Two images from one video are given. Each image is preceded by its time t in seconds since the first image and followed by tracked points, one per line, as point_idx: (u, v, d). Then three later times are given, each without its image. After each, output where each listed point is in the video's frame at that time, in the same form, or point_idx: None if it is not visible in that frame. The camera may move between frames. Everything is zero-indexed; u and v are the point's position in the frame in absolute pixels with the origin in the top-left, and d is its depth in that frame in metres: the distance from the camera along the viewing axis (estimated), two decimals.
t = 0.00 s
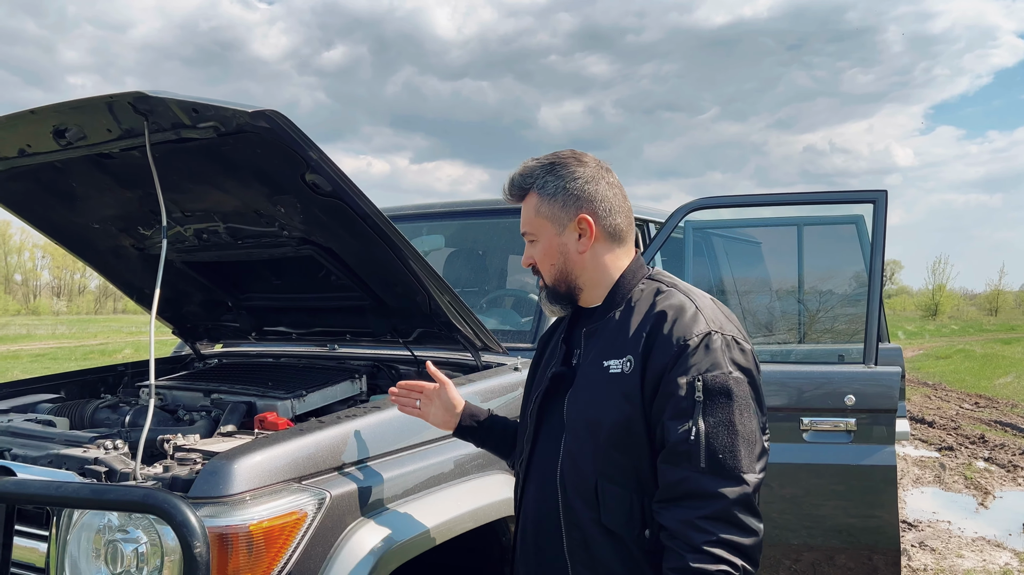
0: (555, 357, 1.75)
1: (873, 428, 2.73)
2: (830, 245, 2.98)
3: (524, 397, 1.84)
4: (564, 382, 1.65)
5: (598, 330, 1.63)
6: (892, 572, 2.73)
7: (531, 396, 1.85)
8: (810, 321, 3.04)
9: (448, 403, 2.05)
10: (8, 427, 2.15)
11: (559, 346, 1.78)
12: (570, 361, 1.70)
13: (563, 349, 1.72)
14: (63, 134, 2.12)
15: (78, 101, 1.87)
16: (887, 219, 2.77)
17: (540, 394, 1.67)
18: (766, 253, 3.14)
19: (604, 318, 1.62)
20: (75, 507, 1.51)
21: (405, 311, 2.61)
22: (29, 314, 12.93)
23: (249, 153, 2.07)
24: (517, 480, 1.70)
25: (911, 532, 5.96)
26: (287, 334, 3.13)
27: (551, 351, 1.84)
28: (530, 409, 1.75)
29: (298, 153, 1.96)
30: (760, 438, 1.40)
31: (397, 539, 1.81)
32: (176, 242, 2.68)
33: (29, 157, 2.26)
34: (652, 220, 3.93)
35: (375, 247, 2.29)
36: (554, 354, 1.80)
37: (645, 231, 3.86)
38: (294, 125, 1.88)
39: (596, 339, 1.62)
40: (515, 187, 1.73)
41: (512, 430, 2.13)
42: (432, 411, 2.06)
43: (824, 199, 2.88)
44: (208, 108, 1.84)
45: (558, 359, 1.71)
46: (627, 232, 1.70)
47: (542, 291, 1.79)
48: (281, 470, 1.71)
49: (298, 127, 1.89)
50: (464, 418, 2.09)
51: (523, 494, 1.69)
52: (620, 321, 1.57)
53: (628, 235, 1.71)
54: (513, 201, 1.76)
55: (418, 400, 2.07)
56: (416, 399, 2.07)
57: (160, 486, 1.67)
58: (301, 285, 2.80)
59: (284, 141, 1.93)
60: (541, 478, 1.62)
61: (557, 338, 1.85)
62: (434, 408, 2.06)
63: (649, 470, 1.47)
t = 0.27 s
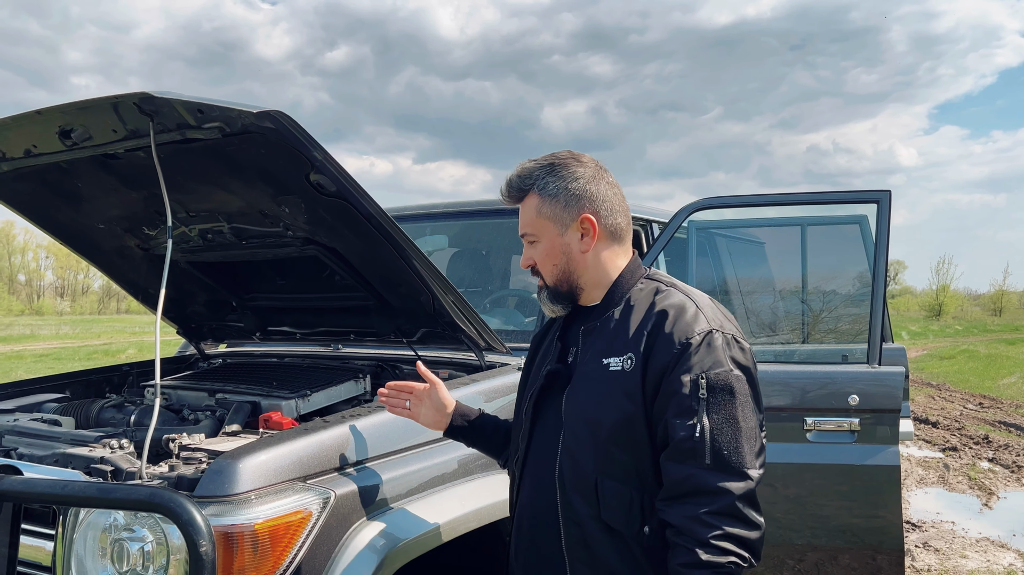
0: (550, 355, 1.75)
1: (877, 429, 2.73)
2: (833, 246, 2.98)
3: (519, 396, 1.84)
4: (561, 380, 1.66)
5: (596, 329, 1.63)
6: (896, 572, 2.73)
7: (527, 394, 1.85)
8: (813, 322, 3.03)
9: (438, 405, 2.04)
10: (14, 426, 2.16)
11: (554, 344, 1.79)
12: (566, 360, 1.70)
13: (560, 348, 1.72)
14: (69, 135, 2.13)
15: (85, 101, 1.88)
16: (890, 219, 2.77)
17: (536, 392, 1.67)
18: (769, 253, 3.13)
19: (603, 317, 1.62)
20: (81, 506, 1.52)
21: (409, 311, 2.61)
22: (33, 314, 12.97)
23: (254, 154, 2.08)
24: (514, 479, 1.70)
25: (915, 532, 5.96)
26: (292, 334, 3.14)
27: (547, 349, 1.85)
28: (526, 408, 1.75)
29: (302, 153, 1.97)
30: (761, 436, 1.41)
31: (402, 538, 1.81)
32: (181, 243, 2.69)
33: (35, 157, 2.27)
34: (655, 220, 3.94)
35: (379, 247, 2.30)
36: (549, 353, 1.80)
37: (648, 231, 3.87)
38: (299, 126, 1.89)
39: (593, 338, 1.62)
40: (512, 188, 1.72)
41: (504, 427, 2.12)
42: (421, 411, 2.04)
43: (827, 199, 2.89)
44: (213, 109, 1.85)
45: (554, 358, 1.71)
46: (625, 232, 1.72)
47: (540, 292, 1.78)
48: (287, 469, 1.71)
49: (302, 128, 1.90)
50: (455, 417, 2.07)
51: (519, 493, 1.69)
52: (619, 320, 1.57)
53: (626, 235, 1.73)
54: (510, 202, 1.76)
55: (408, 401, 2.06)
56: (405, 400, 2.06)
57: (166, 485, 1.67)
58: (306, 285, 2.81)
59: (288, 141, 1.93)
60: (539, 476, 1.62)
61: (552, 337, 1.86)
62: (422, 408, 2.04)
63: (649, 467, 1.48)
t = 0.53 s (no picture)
0: (534, 361, 1.73)
1: (879, 429, 2.74)
2: (835, 246, 2.98)
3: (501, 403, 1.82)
4: (555, 384, 1.66)
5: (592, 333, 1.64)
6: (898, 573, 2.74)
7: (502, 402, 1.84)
8: (816, 322, 3.03)
9: (414, 390, 2.04)
10: (19, 425, 2.17)
11: (534, 350, 1.78)
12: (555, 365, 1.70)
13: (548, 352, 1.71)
14: (74, 136, 2.14)
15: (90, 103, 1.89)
16: (892, 219, 2.77)
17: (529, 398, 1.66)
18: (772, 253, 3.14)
19: (597, 322, 1.63)
20: (87, 505, 1.53)
21: (412, 311, 2.62)
22: (37, 314, 13.00)
23: (259, 155, 2.08)
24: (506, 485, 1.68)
25: (917, 532, 5.96)
26: (295, 334, 3.15)
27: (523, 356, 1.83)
28: (510, 415, 1.73)
29: (306, 154, 1.97)
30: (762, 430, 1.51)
31: (405, 537, 1.82)
32: (185, 244, 2.70)
33: (40, 158, 2.28)
34: (658, 220, 3.95)
35: (382, 248, 2.30)
36: (529, 359, 1.78)
37: (651, 231, 3.87)
38: (303, 127, 1.89)
39: (590, 342, 1.63)
40: (503, 188, 1.70)
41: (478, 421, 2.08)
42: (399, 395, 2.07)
43: (829, 199, 2.90)
44: (218, 110, 1.85)
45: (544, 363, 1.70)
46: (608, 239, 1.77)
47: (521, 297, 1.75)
48: (290, 469, 1.72)
49: (306, 129, 1.90)
50: (431, 407, 2.05)
51: (514, 499, 1.66)
52: (618, 324, 1.60)
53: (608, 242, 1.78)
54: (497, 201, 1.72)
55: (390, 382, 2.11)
56: (388, 382, 2.12)
57: (170, 484, 1.68)
58: (310, 285, 2.82)
59: (292, 143, 1.94)
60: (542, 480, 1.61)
61: (527, 345, 1.85)
62: (400, 391, 2.07)
63: (660, 465, 1.50)
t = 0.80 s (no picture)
0: (531, 366, 1.73)
1: (883, 429, 2.73)
2: (838, 246, 2.98)
3: (485, 411, 1.80)
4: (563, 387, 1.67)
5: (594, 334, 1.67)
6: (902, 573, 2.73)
7: (487, 410, 1.80)
8: (819, 322, 3.03)
9: (367, 405, 1.85)
10: (24, 424, 2.18)
11: (524, 356, 1.78)
12: (555, 368, 1.71)
13: (545, 357, 1.72)
14: (79, 136, 2.15)
15: (96, 103, 1.90)
16: (895, 220, 2.78)
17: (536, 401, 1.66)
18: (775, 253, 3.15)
19: (602, 322, 1.67)
20: (92, 504, 1.54)
21: (415, 311, 2.63)
22: (41, 314, 13.03)
23: (264, 155, 2.09)
24: (513, 491, 1.66)
25: (920, 532, 5.96)
26: (298, 334, 3.15)
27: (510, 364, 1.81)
28: (509, 420, 1.71)
29: (310, 155, 1.98)
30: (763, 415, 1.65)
31: (408, 536, 1.83)
32: (189, 244, 2.70)
33: (45, 158, 2.29)
34: (661, 220, 3.95)
35: (385, 248, 2.31)
36: (521, 365, 1.76)
37: (655, 231, 3.88)
38: (307, 127, 1.90)
39: (597, 342, 1.65)
40: (524, 184, 1.67)
41: (439, 438, 1.94)
42: (350, 415, 1.88)
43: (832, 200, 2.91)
44: (223, 111, 1.86)
45: (543, 368, 1.70)
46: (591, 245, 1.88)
47: (531, 298, 1.71)
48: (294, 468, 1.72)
49: (310, 130, 1.91)
50: (388, 426, 1.87)
51: (524, 504, 1.65)
52: (626, 323, 1.67)
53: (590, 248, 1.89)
54: (515, 197, 1.68)
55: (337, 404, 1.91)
56: (334, 403, 1.91)
57: (175, 484, 1.69)
58: (314, 285, 2.83)
59: (296, 143, 1.95)
60: (561, 479, 1.62)
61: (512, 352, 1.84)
62: (351, 412, 1.88)
63: (680, 453, 1.58)
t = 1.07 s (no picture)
0: (554, 364, 1.74)
1: (886, 429, 2.73)
2: (841, 246, 2.98)
3: (500, 410, 1.78)
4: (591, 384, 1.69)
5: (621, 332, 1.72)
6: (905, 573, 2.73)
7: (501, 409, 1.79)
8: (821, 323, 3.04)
9: (368, 408, 1.77)
10: (29, 425, 2.18)
11: (543, 354, 1.78)
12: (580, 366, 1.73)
13: (569, 355, 1.73)
14: (83, 137, 2.15)
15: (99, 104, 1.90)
16: (899, 220, 2.76)
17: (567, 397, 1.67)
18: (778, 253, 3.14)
19: (631, 321, 1.73)
20: (96, 504, 1.54)
21: (418, 311, 2.63)
22: (45, 314, 13.05)
23: (267, 155, 2.09)
24: (541, 488, 1.66)
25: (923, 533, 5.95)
26: (301, 334, 3.15)
27: (525, 362, 1.81)
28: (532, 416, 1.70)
29: (314, 155, 1.98)
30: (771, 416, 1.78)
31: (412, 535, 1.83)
32: (192, 244, 2.71)
33: (49, 159, 2.29)
34: (664, 220, 3.94)
35: (389, 249, 2.31)
36: (540, 364, 1.76)
37: (658, 231, 3.87)
38: (311, 128, 1.90)
39: (630, 340, 1.70)
40: (577, 173, 1.71)
41: (439, 443, 1.85)
42: (348, 418, 1.78)
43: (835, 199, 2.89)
44: (226, 112, 1.86)
45: (569, 365, 1.72)
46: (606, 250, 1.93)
47: (569, 288, 1.71)
48: (298, 468, 1.73)
49: (314, 130, 1.91)
50: (390, 429, 1.79)
51: (553, 501, 1.65)
52: (654, 324, 1.73)
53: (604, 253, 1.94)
54: (564, 186, 1.71)
55: (331, 405, 1.79)
56: (328, 404, 1.79)
57: (179, 484, 1.69)
58: (317, 285, 2.83)
59: (300, 143, 1.95)
60: (594, 475, 1.63)
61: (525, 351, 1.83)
62: (350, 414, 1.77)
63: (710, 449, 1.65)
